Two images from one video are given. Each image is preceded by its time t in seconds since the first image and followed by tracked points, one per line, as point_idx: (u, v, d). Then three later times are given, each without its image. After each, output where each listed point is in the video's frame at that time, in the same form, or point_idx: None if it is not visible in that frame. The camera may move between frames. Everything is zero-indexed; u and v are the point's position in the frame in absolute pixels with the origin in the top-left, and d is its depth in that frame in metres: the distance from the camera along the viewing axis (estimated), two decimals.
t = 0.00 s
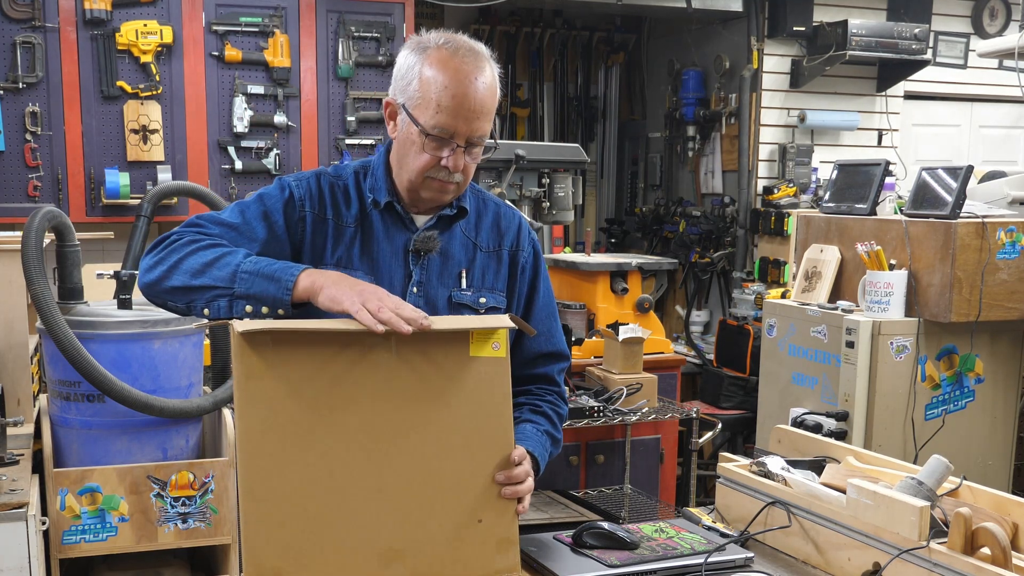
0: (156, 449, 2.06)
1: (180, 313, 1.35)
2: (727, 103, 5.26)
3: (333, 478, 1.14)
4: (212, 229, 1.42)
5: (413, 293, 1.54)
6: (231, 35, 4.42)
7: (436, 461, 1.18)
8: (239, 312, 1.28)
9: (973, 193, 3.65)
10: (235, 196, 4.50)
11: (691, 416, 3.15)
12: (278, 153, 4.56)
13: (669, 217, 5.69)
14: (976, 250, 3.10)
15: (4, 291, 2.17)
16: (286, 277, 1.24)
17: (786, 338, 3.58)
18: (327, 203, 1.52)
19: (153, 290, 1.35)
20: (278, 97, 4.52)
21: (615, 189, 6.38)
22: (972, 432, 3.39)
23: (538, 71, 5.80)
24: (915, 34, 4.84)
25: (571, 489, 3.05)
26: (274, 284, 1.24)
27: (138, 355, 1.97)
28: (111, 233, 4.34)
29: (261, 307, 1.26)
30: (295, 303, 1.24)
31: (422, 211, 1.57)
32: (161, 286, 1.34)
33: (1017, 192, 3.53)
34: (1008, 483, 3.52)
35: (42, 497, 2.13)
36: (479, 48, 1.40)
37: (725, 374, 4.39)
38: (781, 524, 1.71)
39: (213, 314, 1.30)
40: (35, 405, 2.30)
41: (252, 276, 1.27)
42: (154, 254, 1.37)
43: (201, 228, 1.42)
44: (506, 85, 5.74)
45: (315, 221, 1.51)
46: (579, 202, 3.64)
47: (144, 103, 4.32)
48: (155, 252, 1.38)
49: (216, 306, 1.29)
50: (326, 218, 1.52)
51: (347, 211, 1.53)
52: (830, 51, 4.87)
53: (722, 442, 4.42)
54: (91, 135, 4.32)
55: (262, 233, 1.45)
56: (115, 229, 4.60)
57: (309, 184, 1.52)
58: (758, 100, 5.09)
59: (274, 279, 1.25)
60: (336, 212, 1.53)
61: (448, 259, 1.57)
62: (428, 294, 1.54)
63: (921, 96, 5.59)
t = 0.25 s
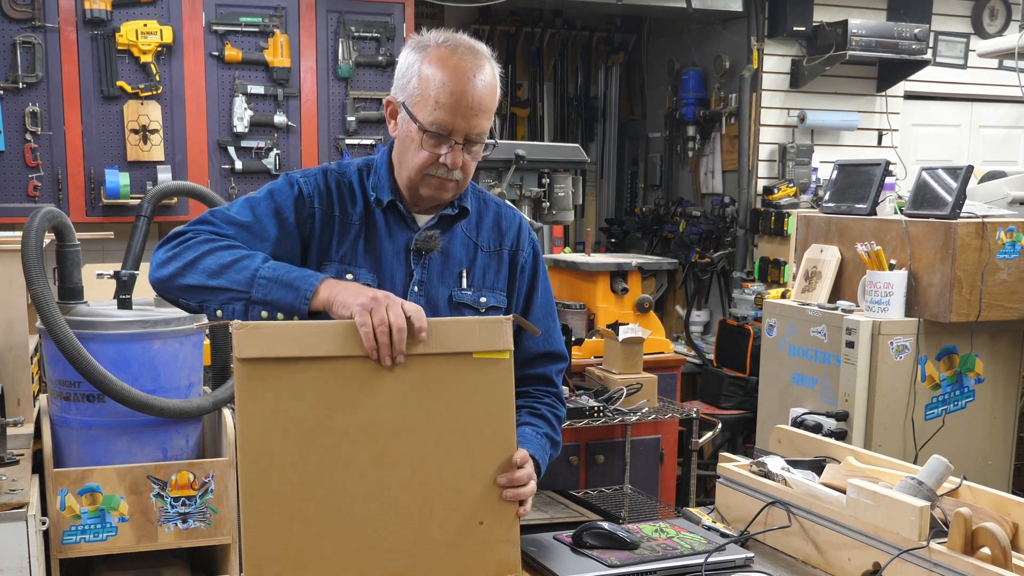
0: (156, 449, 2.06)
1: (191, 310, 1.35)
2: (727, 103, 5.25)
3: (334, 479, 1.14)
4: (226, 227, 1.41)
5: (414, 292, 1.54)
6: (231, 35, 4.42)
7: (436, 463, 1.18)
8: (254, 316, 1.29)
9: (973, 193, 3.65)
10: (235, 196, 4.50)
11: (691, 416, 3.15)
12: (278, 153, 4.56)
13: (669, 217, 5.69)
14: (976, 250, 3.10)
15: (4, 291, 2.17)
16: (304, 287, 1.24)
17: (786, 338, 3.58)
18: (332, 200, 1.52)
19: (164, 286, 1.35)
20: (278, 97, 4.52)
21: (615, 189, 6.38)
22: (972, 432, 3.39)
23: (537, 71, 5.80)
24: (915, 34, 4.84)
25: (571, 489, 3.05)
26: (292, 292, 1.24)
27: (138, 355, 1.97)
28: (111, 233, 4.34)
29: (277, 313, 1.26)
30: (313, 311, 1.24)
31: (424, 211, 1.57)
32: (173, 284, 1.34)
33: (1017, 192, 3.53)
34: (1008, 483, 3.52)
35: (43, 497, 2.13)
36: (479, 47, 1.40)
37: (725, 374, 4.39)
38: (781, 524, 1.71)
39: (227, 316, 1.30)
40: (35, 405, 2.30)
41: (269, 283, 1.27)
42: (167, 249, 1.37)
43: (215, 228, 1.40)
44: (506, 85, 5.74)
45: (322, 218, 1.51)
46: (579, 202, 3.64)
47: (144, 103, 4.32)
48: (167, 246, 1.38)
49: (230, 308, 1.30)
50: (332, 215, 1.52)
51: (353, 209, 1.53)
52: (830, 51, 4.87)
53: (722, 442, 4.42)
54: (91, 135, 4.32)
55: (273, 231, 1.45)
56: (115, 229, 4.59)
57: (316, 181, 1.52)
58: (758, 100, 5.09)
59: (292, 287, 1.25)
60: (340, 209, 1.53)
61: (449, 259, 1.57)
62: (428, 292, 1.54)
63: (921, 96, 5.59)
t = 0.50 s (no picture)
0: (156, 449, 2.06)
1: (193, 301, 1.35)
2: (727, 103, 5.25)
3: (338, 478, 1.14)
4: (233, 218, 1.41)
5: (416, 290, 1.54)
6: (231, 35, 4.42)
7: (436, 461, 1.18)
8: (256, 313, 1.29)
9: (973, 194, 3.65)
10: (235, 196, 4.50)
11: (691, 416, 3.15)
12: (278, 153, 4.56)
13: (669, 217, 5.70)
14: (976, 250, 3.10)
15: (4, 291, 2.17)
16: (310, 289, 1.24)
17: (786, 338, 3.58)
18: (339, 195, 1.53)
19: (170, 274, 1.34)
20: (278, 97, 4.52)
21: (615, 189, 6.38)
22: (972, 432, 3.39)
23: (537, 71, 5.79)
24: (915, 34, 4.84)
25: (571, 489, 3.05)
26: (297, 293, 1.24)
27: (138, 355, 1.97)
28: (111, 233, 4.34)
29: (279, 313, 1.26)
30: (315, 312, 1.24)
31: (426, 209, 1.57)
32: (179, 274, 1.33)
33: (1017, 192, 3.53)
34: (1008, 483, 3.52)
35: (43, 497, 2.13)
36: (481, 41, 1.41)
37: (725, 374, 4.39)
38: (781, 524, 1.71)
39: (229, 312, 1.30)
40: (35, 405, 2.30)
41: (274, 281, 1.27)
42: (175, 238, 1.36)
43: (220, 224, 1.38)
44: (506, 84, 5.74)
45: (329, 212, 1.51)
46: (579, 202, 3.64)
47: (144, 103, 4.32)
48: (175, 235, 1.37)
49: (233, 305, 1.29)
50: (338, 210, 1.52)
51: (358, 204, 1.53)
52: (830, 51, 4.87)
53: (722, 442, 4.43)
54: (91, 135, 4.32)
55: (280, 224, 1.44)
56: (115, 229, 4.59)
57: (323, 176, 1.52)
58: (758, 100, 5.09)
59: (297, 288, 1.25)
60: (346, 204, 1.53)
61: (451, 257, 1.57)
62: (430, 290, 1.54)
63: (921, 96, 5.59)
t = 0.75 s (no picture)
0: (156, 449, 2.06)
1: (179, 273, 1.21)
2: (727, 103, 5.26)
3: (357, 430, 0.95)
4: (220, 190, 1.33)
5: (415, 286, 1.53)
6: (231, 35, 4.42)
7: (458, 394, 0.93)
8: (237, 269, 1.13)
9: (973, 193, 3.64)
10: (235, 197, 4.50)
11: (691, 416, 3.15)
12: (278, 153, 4.56)
13: (669, 217, 5.70)
14: (976, 250, 3.10)
15: (4, 291, 2.17)
16: (283, 232, 1.04)
17: (786, 338, 3.58)
18: (338, 188, 1.53)
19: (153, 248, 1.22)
20: (278, 97, 4.52)
21: (615, 189, 6.38)
22: (972, 432, 3.39)
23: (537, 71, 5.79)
24: (915, 34, 4.84)
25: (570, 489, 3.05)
26: (269, 240, 1.05)
27: (138, 355, 1.97)
28: (111, 233, 4.34)
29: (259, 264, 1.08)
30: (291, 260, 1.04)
31: (426, 206, 1.55)
32: (159, 244, 1.20)
33: (1017, 192, 3.53)
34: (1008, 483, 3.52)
35: (42, 497, 2.13)
36: (479, 38, 1.43)
37: (724, 374, 4.40)
38: (781, 524, 1.71)
39: (212, 273, 1.15)
40: (35, 405, 2.30)
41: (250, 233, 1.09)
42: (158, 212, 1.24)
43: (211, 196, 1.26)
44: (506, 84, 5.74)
45: (327, 203, 1.51)
46: (579, 202, 3.64)
47: (144, 103, 4.32)
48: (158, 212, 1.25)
49: (215, 264, 1.14)
50: (337, 201, 1.52)
51: (358, 198, 1.54)
52: (830, 51, 4.86)
53: (722, 442, 4.43)
54: (92, 135, 4.32)
55: (270, 204, 1.42)
56: (115, 229, 4.60)
57: (322, 168, 1.52)
58: (758, 100, 5.09)
59: (271, 235, 1.05)
60: (346, 197, 1.53)
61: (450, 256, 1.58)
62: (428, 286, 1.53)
63: (921, 96, 5.58)
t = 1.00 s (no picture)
0: (156, 449, 2.06)
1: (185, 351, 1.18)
2: (727, 103, 5.26)
3: (410, 385, 1.04)
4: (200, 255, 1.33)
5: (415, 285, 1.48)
6: (231, 35, 4.42)
7: (442, 330, 0.95)
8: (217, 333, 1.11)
9: (973, 193, 3.64)
10: (235, 197, 4.50)
11: (691, 416, 3.15)
12: (278, 153, 4.56)
13: (669, 217, 5.69)
14: (975, 250, 3.10)
15: (4, 290, 2.17)
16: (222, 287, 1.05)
17: (786, 338, 3.58)
18: (326, 195, 1.46)
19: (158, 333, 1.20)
20: (278, 97, 4.52)
21: (615, 189, 6.38)
22: (972, 432, 3.39)
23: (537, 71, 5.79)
24: (915, 34, 4.84)
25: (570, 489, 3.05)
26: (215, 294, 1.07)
27: (138, 355, 1.98)
28: (111, 233, 4.34)
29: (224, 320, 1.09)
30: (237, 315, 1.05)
31: (421, 205, 1.53)
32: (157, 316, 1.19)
33: (1017, 192, 3.53)
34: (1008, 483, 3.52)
35: (42, 497, 2.13)
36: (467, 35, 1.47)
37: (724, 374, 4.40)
38: (781, 524, 1.71)
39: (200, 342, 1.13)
40: (35, 405, 2.30)
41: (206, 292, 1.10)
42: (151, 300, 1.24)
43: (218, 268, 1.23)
44: (506, 84, 5.74)
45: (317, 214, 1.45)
46: (579, 202, 3.64)
47: (144, 103, 4.32)
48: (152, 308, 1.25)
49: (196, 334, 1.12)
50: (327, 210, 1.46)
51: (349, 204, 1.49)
52: (830, 51, 4.86)
53: (722, 442, 4.43)
54: (91, 135, 4.32)
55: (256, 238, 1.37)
56: (115, 229, 4.59)
57: (307, 180, 1.45)
58: (758, 100, 5.09)
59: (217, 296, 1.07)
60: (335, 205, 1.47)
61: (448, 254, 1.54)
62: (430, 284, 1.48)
63: (921, 96, 5.58)
